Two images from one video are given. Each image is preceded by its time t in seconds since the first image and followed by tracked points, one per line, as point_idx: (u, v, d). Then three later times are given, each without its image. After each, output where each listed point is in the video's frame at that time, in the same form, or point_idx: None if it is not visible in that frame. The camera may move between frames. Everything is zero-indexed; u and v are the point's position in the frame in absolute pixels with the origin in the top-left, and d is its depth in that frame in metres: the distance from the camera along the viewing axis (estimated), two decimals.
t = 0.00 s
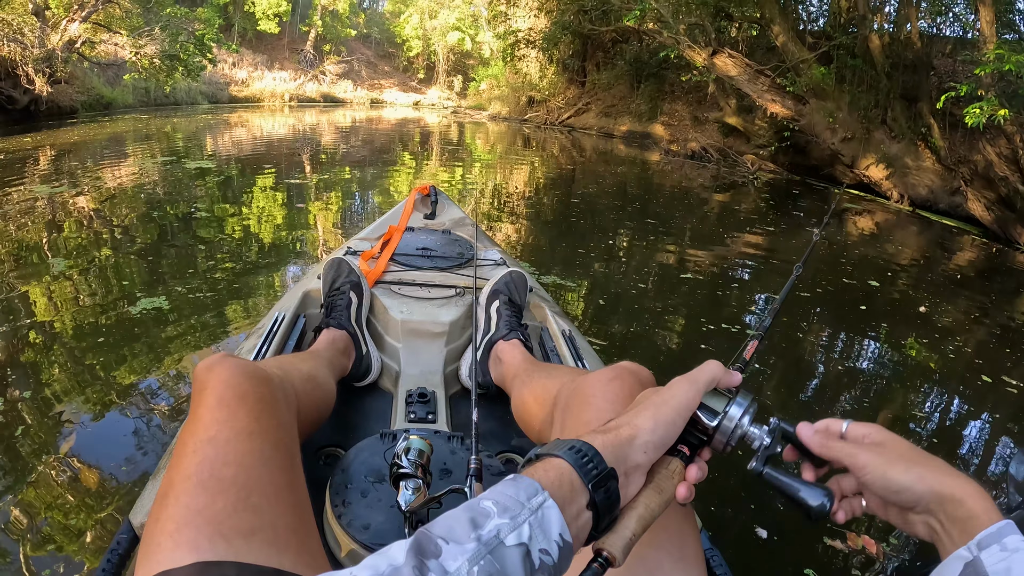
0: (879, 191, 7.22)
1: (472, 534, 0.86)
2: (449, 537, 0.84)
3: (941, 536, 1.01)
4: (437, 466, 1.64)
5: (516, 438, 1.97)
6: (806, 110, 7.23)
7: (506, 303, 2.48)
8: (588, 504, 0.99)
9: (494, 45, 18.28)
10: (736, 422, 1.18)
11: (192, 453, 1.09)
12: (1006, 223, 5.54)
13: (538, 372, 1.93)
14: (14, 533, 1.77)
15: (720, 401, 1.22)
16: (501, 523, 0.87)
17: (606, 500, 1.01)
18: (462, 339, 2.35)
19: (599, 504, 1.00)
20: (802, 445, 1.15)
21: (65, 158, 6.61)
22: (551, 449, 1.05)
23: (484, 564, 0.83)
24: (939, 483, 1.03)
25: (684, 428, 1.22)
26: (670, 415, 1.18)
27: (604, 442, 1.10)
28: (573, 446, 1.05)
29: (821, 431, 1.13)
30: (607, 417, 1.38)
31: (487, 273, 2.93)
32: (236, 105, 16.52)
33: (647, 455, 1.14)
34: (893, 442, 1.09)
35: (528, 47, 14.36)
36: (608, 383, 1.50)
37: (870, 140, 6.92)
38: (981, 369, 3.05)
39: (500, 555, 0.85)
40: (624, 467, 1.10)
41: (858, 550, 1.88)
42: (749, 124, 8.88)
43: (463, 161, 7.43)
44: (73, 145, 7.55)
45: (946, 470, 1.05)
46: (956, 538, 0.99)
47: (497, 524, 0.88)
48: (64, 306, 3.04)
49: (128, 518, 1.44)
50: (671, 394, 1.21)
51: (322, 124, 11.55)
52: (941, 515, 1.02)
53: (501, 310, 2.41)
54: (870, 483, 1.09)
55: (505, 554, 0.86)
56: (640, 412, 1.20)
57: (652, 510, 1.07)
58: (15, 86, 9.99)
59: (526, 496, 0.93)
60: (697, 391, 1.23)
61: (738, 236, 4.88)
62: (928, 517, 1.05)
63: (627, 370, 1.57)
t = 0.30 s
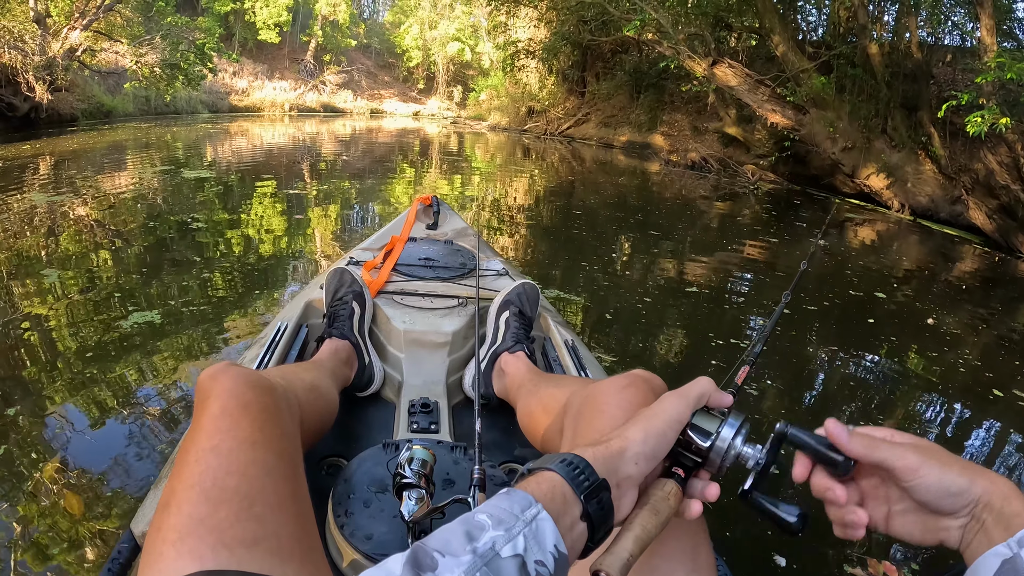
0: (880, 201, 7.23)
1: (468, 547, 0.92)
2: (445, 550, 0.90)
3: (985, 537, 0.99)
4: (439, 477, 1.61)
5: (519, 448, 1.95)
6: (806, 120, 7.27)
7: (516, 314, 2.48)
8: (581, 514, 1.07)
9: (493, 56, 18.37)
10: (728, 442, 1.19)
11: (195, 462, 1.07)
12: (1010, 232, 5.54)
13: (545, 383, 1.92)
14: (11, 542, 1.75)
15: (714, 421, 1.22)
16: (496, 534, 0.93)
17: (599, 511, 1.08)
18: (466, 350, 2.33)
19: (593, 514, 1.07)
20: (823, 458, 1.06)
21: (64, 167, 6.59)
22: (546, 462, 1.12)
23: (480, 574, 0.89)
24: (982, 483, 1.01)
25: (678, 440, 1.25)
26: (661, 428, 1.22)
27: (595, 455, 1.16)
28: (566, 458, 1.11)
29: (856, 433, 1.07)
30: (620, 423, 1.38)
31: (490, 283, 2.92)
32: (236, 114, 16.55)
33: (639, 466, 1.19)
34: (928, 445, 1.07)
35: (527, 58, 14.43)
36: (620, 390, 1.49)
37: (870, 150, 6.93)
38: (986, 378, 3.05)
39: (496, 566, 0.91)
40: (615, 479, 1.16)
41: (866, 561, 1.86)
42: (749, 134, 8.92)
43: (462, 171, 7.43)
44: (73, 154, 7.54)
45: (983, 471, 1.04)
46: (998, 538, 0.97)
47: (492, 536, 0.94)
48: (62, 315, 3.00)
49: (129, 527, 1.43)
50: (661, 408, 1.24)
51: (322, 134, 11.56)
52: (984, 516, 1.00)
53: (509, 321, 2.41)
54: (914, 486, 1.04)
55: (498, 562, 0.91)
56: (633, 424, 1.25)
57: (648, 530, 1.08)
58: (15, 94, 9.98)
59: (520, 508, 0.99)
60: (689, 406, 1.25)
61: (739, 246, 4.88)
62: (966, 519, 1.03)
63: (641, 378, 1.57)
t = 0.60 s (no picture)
0: (881, 205, 7.23)
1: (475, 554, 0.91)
2: (452, 557, 0.89)
3: None
4: (439, 480, 1.60)
5: (519, 453, 1.95)
6: (807, 124, 7.27)
7: (522, 318, 2.47)
8: (589, 521, 1.06)
9: (493, 60, 18.40)
10: (734, 452, 1.19)
11: (194, 463, 1.06)
12: (1012, 235, 5.55)
13: (547, 387, 1.92)
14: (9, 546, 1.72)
15: (719, 431, 1.24)
16: (503, 542, 0.92)
17: (607, 518, 1.08)
18: (466, 353, 2.32)
19: (600, 521, 1.07)
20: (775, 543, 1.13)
21: (64, 170, 6.57)
22: (553, 470, 1.12)
23: None
24: (915, 522, 1.05)
25: (684, 447, 1.26)
26: (667, 434, 1.23)
27: (603, 462, 1.17)
28: (573, 466, 1.12)
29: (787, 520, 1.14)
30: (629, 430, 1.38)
31: (491, 288, 2.90)
32: (236, 117, 16.57)
33: (647, 473, 1.20)
34: (860, 501, 1.12)
35: (527, 62, 14.46)
36: (630, 395, 1.49)
37: (872, 154, 6.94)
38: (988, 382, 3.04)
39: (504, 573, 0.90)
40: (623, 486, 1.17)
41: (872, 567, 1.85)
42: (750, 138, 8.93)
43: (462, 175, 7.43)
44: (72, 157, 7.53)
45: (915, 504, 1.07)
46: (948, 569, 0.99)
47: (499, 544, 0.92)
48: (62, 318, 2.98)
49: (128, 528, 1.41)
50: (668, 414, 1.25)
51: (322, 138, 11.57)
52: (933, 550, 1.03)
53: (514, 326, 2.41)
54: (856, 548, 1.08)
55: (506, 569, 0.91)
56: (640, 431, 1.25)
57: (655, 537, 1.10)
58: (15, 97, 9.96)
59: (528, 516, 0.98)
60: (695, 413, 1.26)
61: (740, 250, 4.87)
62: (920, 556, 1.06)
63: (651, 384, 1.55)
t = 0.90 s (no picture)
0: (883, 209, 7.24)
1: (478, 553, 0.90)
2: (455, 556, 0.88)
3: None
4: (435, 483, 1.60)
5: (515, 457, 1.96)
6: (808, 127, 7.27)
7: (522, 323, 2.47)
8: (593, 521, 1.05)
9: (493, 63, 18.42)
10: (738, 451, 1.18)
11: (188, 462, 1.06)
12: (1014, 239, 5.56)
13: (545, 394, 1.91)
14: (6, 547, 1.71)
15: (723, 429, 1.22)
16: (506, 542, 0.91)
17: (610, 519, 1.07)
18: (464, 356, 2.32)
19: (604, 521, 1.06)
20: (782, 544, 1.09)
21: (63, 172, 6.56)
22: (557, 470, 1.11)
23: None
24: (927, 526, 1.02)
25: (688, 447, 1.23)
26: (671, 435, 1.21)
27: (607, 462, 1.15)
28: (578, 466, 1.10)
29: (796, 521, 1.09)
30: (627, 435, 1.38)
31: (490, 291, 2.90)
32: (235, 121, 16.59)
33: (650, 473, 1.18)
34: (871, 503, 1.09)
35: (527, 65, 14.49)
36: (631, 401, 1.48)
37: (873, 157, 6.96)
38: (991, 385, 3.05)
39: (506, 572, 0.88)
40: (627, 486, 1.14)
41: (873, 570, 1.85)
42: (750, 142, 8.96)
43: (462, 179, 7.44)
44: (72, 159, 7.52)
45: (926, 506, 1.05)
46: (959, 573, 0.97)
47: (502, 543, 0.91)
48: (60, 321, 2.96)
49: (121, 527, 1.39)
50: (670, 415, 1.23)
51: (322, 141, 11.58)
52: (943, 554, 1.01)
53: (513, 330, 2.39)
54: (867, 551, 1.05)
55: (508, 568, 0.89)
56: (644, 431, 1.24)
57: (658, 538, 1.08)
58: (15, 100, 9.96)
59: (531, 516, 0.97)
60: (699, 413, 1.24)
61: (740, 254, 4.87)
62: (930, 558, 1.03)
63: (651, 392, 1.55)
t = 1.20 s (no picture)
0: (884, 213, 7.25)
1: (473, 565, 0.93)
2: (450, 567, 0.91)
3: (984, 548, 1.01)
4: (433, 486, 1.61)
5: (514, 460, 1.95)
6: (809, 131, 7.26)
7: (523, 327, 2.45)
8: (589, 534, 1.08)
9: (493, 66, 18.46)
10: (732, 468, 1.19)
11: (186, 463, 1.10)
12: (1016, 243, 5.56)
13: (546, 399, 1.90)
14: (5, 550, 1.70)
15: (719, 446, 1.24)
16: (502, 554, 0.94)
17: (607, 531, 1.09)
18: (463, 360, 2.31)
19: (601, 535, 1.08)
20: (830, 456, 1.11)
21: (62, 174, 6.54)
22: (554, 484, 1.15)
23: None
24: (984, 496, 1.04)
25: (685, 464, 1.26)
26: (667, 449, 1.23)
27: (603, 476, 1.19)
28: (574, 480, 1.14)
29: (854, 438, 1.10)
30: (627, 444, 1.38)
31: (490, 294, 2.88)
32: (235, 123, 16.60)
33: (647, 488, 1.20)
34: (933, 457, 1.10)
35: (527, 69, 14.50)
36: (632, 408, 1.49)
37: (874, 160, 6.97)
38: (995, 390, 3.04)
39: None
40: (623, 500, 1.18)
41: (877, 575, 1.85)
42: (750, 145, 8.97)
43: (462, 182, 7.43)
44: (72, 162, 7.50)
45: (984, 485, 1.06)
46: (996, 552, 0.99)
47: (498, 555, 0.94)
48: (59, 324, 2.94)
49: (117, 527, 1.37)
50: (668, 430, 1.25)
51: (321, 144, 11.58)
52: (982, 527, 1.03)
53: (513, 334, 2.38)
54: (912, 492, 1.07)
55: None
56: (641, 446, 1.27)
57: (655, 551, 1.09)
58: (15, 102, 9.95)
59: (527, 529, 1.00)
60: (695, 429, 1.26)
61: (740, 258, 4.87)
62: (966, 533, 1.05)
63: (654, 400, 1.54)
